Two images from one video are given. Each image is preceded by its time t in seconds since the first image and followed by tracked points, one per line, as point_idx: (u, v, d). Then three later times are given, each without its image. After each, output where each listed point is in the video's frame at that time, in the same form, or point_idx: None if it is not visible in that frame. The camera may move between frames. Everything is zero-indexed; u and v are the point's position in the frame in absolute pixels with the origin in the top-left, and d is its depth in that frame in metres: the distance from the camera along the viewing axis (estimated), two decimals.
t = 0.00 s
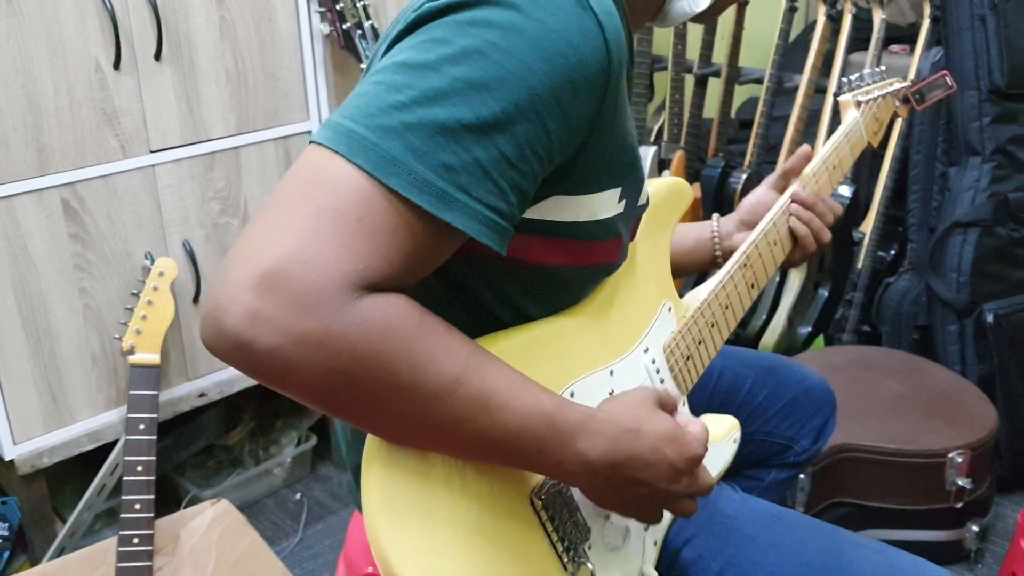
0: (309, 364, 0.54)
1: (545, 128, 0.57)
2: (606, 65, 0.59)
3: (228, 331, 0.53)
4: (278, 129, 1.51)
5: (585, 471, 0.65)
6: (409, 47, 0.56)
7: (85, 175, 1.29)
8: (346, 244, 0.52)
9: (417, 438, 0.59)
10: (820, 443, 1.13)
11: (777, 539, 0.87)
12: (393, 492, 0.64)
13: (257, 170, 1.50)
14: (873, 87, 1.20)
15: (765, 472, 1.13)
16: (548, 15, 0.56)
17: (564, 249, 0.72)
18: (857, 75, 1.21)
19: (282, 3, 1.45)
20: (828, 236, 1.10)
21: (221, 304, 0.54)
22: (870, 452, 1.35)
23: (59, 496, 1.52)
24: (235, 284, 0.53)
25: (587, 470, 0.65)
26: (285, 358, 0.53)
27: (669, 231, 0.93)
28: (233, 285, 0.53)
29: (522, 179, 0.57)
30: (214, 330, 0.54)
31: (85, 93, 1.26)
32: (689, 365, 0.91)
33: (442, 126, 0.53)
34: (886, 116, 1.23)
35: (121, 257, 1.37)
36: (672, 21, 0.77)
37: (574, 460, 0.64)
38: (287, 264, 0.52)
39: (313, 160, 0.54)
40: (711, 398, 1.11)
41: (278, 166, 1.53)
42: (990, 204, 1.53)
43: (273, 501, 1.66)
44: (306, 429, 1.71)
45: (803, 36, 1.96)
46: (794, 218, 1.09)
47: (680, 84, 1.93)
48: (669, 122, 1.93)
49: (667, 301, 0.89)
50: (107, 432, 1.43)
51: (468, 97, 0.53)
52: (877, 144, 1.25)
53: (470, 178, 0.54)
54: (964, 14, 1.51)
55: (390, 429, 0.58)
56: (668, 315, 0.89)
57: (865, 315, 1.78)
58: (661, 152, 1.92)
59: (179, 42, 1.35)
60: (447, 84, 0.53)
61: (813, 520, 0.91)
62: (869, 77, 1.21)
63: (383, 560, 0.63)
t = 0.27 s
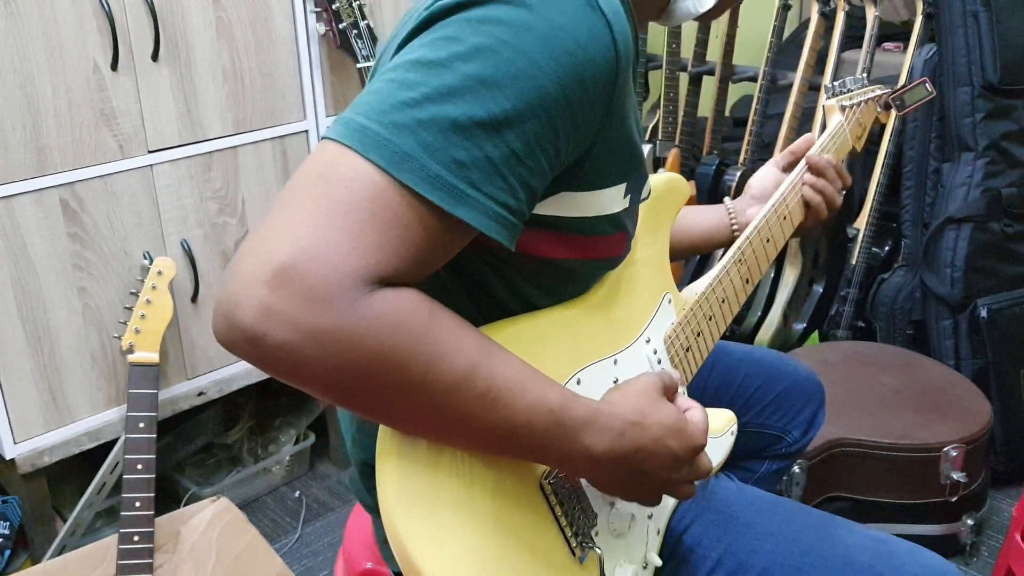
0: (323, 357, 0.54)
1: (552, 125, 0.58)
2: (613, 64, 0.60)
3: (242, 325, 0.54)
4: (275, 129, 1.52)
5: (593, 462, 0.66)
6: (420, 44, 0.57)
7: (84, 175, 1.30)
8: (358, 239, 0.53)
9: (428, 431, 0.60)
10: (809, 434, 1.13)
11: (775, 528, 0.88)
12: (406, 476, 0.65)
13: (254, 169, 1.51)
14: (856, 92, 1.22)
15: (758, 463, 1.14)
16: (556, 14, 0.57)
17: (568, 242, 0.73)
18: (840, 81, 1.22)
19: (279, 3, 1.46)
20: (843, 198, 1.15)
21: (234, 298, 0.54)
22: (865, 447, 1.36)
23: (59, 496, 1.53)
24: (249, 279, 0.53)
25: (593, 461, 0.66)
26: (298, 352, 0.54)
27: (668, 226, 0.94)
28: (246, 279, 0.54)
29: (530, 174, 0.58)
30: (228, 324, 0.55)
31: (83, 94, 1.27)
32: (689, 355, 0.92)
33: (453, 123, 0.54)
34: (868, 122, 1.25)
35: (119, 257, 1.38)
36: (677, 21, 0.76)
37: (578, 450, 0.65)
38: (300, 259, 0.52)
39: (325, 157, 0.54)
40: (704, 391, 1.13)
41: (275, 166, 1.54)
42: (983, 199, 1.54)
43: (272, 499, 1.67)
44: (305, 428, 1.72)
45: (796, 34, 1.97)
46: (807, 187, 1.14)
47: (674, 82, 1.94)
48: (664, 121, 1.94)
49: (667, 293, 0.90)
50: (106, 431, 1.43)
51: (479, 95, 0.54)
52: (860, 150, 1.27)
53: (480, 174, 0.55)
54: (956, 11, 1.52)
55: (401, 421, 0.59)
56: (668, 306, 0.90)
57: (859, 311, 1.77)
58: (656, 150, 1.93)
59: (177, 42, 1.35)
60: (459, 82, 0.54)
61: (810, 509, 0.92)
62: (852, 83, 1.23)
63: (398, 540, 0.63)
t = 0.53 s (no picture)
0: (348, 349, 0.54)
1: (561, 113, 0.58)
2: (614, 52, 0.61)
3: (266, 320, 0.53)
4: (269, 129, 1.52)
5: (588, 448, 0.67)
6: (427, 37, 0.56)
7: (78, 176, 1.30)
8: (385, 229, 0.53)
9: (447, 419, 0.61)
10: (806, 431, 1.14)
11: (768, 523, 0.88)
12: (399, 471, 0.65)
13: (247, 170, 1.51)
14: (856, 88, 1.22)
15: (754, 461, 1.14)
16: (560, 3, 0.57)
17: (566, 235, 0.72)
18: (841, 77, 1.24)
19: (272, 3, 1.46)
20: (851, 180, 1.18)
21: (258, 292, 0.53)
22: (860, 443, 1.36)
23: (54, 496, 1.53)
24: (273, 272, 0.52)
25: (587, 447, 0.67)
26: (327, 345, 0.54)
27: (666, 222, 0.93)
28: (270, 273, 0.53)
29: (540, 162, 0.58)
30: (251, 318, 0.54)
31: (77, 94, 1.27)
32: (683, 352, 0.92)
33: (470, 110, 0.54)
34: (868, 117, 1.25)
35: (114, 257, 1.38)
36: (665, 20, 0.76)
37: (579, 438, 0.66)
38: (329, 252, 0.52)
39: (344, 147, 0.54)
40: (700, 387, 1.12)
41: (268, 166, 1.54)
42: (977, 196, 1.54)
43: (268, 499, 1.67)
44: (300, 428, 1.73)
45: (790, 32, 1.97)
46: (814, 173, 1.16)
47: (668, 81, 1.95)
48: (657, 119, 1.95)
49: (660, 290, 0.90)
50: (102, 431, 1.43)
51: (493, 82, 0.54)
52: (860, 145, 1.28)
53: (496, 161, 0.55)
54: (950, 8, 1.52)
55: (420, 410, 0.59)
56: (662, 303, 0.90)
57: (853, 308, 1.78)
58: (650, 149, 1.93)
59: (170, 42, 1.35)
60: (473, 70, 0.54)
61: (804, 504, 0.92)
62: (852, 80, 1.24)
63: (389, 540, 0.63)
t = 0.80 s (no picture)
0: (335, 344, 0.54)
1: (552, 112, 0.58)
2: (606, 53, 0.61)
3: (254, 315, 0.53)
4: (265, 130, 1.52)
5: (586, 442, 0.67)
6: (418, 36, 0.57)
7: (73, 178, 1.30)
8: (371, 224, 0.53)
9: (438, 416, 0.60)
10: (801, 432, 1.14)
11: (763, 522, 0.88)
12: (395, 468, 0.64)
13: (244, 171, 1.51)
14: (855, 87, 1.22)
15: (749, 462, 1.14)
16: (552, 4, 0.57)
17: (562, 236, 0.73)
18: (839, 76, 1.24)
19: (268, 5, 1.46)
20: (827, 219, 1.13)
21: (245, 289, 0.53)
22: (856, 443, 1.36)
23: (50, 499, 1.53)
24: (261, 268, 0.53)
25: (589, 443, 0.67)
26: (313, 340, 0.54)
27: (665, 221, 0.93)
28: (258, 269, 0.53)
29: (530, 161, 0.58)
30: (239, 315, 0.54)
31: (72, 97, 1.27)
32: (680, 354, 0.92)
33: (456, 108, 0.54)
34: (866, 116, 1.26)
35: (110, 259, 1.38)
36: (663, 25, 0.76)
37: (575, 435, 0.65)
38: (315, 246, 0.52)
39: (333, 145, 0.54)
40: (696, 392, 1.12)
41: (265, 168, 1.54)
42: (972, 196, 1.54)
43: (264, 501, 1.66)
44: (298, 428, 1.73)
45: (785, 33, 1.98)
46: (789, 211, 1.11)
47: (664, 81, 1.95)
48: (653, 119, 1.95)
49: (658, 291, 0.90)
50: (98, 433, 1.43)
51: (481, 81, 0.54)
52: (858, 145, 1.28)
53: (483, 159, 0.55)
54: (944, 8, 1.53)
55: (410, 407, 0.59)
56: (660, 305, 0.89)
57: (849, 308, 1.80)
58: (646, 149, 1.93)
59: (166, 44, 1.35)
60: (461, 69, 0.54)
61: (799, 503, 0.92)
62: (850, 79, 1.24)
63: (384, 541, 0.63)
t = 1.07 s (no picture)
0: (326, 350, 0.54)
1: (545, 120, 0.58)
2: (599, 62, 0.61)
3: (245, 320, 0.53)
4: (261, 134, 1.52)
5: (578, 451, 0.67)
6: (411, 43, 0.57)
7: (69, 182, 1.30)
8: (363, 228, 0.53)
9: (431, 423, 0.60)
10: (798, 437, 1.15)
11: (760, 528, 0.88)
12: (390, 479, 0.64)
13: (240, 175, 1.51)
14: (848, 90, 1.24)
15: (747, 466, 1.15)
16: (545, 13, 0.57)
17: (554, 243, 0.73)
18: (832, 80, 1.25)
19: (263, 8, 1.46)
20: (805, 237, 1.10)
21: (238, 294, 0.53)
22: (853, 444, 1.36)
23: (46, 504, 1.52)
24: (252, 273, 0.53)
25: (580, 453, 0.68)
26: (306, 345, 0.54)
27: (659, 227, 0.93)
28: (251, 274, 0.53)
29: (521, 168, 0.58)
30: (231, 320, 0.54)
31: (68, 101, 1.27)
32: (675, 359, 0.92)
33: (448, 115, 0.54)
34: (861, 119, 1.26)
35: (105, 264, 1.37)
36: (658, 31, 0.76)
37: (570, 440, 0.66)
38: (307, 250, 0.52)
39: (325, 150, 0.54)
40: (693, 396, 1.12)
41: (261, 171, 1.54)
42: (967, 197, 1.55)
43: (261, 504, 1.66)
44: (293, 432, 1.72)
45: (780, 34, 1.98)
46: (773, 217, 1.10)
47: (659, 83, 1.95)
48: (648, 121, 1.95)
49: (653, 296, 0.90)
50: (94, 438, 1.43)
51: (473, 88, 0.54)
52: (852, 148, 1.28)
53: (474, 166, 0.55)
54: (938, 10, 1.53)
55: (402, 413, 0.59)
56: (655, 310, 0.90)
57: (845, 308, 1.80)
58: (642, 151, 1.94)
59: (161, 49, 1.35)
60: (453, 76, 0.54)
61: (795, 509, 0.93)
62: (843, 82, 1.25)
63: (381, 553, 0.63)
